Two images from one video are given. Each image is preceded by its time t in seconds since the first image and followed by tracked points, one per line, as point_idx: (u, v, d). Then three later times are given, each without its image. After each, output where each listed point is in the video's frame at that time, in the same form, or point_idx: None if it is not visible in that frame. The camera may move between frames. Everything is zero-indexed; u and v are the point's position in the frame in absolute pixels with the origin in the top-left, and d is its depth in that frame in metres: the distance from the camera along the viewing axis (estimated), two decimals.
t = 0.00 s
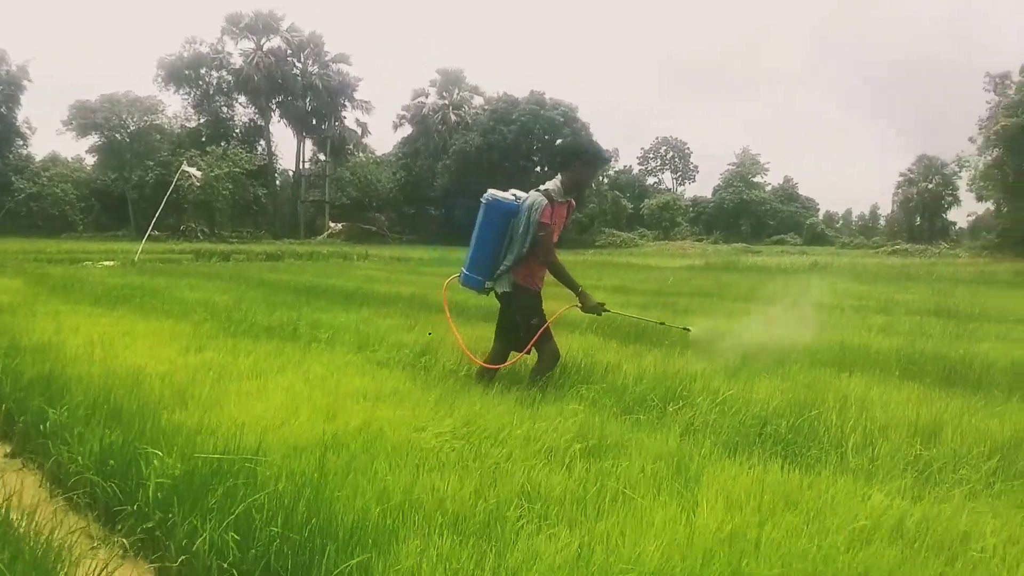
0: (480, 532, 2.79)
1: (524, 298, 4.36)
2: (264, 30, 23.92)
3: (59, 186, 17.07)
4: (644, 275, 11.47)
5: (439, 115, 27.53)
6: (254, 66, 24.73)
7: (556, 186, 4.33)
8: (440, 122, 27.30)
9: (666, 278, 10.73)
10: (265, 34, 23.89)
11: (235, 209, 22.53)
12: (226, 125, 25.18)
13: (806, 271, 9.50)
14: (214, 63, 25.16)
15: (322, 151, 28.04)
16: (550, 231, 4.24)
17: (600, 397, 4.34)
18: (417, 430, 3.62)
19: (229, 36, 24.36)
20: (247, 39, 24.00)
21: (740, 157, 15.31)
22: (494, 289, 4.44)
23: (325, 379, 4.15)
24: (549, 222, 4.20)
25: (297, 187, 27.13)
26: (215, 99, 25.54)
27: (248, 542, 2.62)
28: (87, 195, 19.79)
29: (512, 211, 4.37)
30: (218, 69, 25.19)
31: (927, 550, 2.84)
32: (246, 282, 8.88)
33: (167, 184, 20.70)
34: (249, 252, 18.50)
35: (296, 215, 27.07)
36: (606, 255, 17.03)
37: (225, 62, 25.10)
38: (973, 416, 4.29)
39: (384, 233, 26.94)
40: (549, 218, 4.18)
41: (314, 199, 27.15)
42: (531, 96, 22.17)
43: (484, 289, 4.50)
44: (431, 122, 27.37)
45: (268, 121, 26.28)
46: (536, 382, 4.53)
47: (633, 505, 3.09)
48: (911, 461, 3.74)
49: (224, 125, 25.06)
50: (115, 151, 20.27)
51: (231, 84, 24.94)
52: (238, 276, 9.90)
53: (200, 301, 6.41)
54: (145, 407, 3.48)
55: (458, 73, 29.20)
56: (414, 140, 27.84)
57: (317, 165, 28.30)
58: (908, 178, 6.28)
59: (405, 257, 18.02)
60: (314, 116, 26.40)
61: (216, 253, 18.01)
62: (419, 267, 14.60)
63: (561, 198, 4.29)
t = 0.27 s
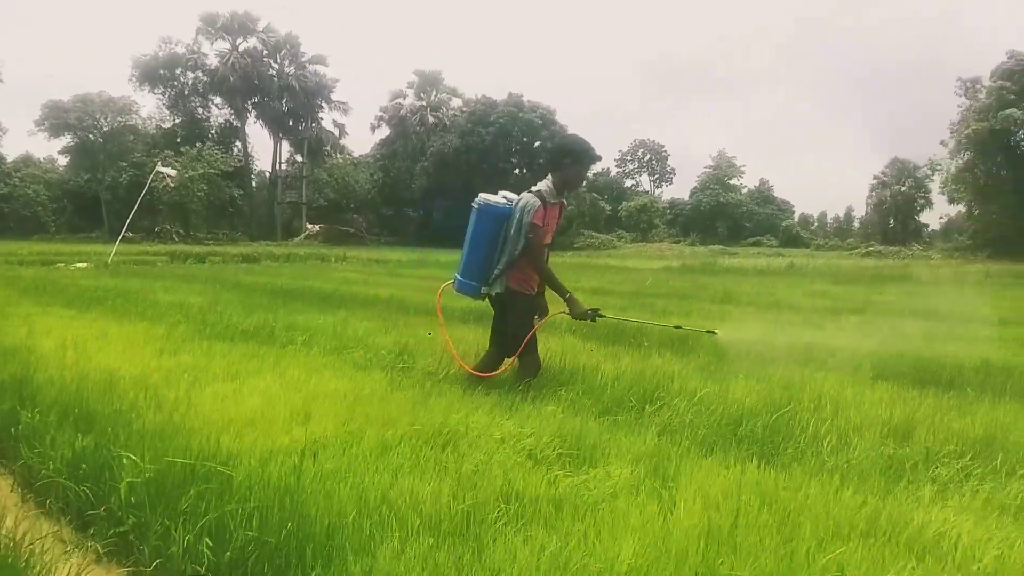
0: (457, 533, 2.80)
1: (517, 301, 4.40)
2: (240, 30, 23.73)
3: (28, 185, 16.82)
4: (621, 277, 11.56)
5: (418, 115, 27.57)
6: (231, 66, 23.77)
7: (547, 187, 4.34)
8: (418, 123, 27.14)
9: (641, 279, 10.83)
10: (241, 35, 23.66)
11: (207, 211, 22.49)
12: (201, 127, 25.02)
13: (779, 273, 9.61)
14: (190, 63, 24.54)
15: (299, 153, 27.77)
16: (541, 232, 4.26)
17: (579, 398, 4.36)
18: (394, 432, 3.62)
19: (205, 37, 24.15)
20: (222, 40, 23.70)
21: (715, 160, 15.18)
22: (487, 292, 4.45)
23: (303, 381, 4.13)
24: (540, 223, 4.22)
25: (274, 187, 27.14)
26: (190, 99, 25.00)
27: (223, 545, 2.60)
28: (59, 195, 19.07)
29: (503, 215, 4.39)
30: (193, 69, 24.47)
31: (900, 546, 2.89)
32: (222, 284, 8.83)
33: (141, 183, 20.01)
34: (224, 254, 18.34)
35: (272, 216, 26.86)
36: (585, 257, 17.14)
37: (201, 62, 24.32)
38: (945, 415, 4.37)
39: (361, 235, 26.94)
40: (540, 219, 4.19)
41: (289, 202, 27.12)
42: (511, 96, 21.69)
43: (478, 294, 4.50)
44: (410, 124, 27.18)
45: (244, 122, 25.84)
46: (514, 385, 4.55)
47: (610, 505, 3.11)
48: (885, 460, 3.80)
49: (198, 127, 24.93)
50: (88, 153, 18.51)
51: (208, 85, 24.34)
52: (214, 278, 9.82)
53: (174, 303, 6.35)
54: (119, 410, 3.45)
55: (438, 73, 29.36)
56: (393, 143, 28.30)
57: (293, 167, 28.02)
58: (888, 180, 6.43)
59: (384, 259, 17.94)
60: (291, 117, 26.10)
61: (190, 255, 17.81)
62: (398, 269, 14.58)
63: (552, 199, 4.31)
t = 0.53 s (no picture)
0: (439, 529, 2.81)
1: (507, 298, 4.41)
2: (219, 24, 23.45)
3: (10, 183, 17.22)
4: (604, 271, 11.63)
5: (400, 111, 28.97)
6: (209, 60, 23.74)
7: (537, 182, 4.29)
8: (400, 119, 28.70)
9: (624, 273, 10.91)
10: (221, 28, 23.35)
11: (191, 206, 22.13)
12: (182, 122, 25.01)
13: (757, 269, 9.70)
14: (169, 57, 24.09)
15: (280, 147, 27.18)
16: (528, 229, 4.23)
17: (562, 394, 4.38)
18: (376, 429, 3.62)
19: (185, 31, 23.96)
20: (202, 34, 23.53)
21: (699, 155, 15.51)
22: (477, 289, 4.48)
23: (285, 378, 4.13)
24: (527, 218, 4.19)
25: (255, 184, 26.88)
26: (170, 94, 24.80)
27: (202, 544, 2.59)
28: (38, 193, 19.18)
29: (492, 212, 4.40)
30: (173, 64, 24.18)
31: (878, 538, 2.93)
32: (204, 280, 8.79)
33: (119, 180, 19.54)
34: (204, 251, 18.19)
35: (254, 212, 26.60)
36: (569, 252, 17.25)
37: (180, 57, 24.03)
38: (923, 407, 4.44)
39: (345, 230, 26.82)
40: (526, 214, 4.16)
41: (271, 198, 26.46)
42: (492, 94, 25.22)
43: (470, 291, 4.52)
44: (391, 120, 28.70)
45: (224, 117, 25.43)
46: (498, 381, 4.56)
47: (591, 500, 3.12)
48: (865, 452, 3.84)
49: (179, 122, 24.90)
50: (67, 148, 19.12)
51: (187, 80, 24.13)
52: (196, 275, 9.74)
53: (154, 300, 6.30)
54: (98, 408, 3.43)
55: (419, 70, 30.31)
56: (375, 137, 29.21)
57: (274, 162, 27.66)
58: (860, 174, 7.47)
59: (368, 255, 17.87)
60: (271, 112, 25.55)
61: (170, 251, 17.62)
62: (382, 264, 14.57)
63: (542, 194, 4.26)
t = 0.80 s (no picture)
0: (419, 522, 2.81)
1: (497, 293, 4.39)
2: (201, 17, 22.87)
3: None
4: (585, 267, 11.67)
5: (383, 105, 28.99)
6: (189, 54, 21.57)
7: (524, 173, 4.28)
8: (384, 113, 28.72)
9: (604, 269, 10.96)
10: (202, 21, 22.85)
11: (172, 200, 21.79)
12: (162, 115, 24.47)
13: (737, 265, 9.77)
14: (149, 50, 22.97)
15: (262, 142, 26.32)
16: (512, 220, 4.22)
17: (543, 388, 4.41)
18: (357, 424, 3.62)
19: (166, 23, 23.59)
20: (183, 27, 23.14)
21: (681, 151, 15.65)
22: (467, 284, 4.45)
23: (266, 373, 4.11)
24: (512, 209, 4.18)
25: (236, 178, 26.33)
26: (149, 87, 24.14)
27: (180, 539, 2.58)
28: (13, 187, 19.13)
29: (479, 204, 4.39)
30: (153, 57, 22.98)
31: (856, 530, 2.97)
32: (183, 274, 8.70)
33: (99, 175, 19.04)
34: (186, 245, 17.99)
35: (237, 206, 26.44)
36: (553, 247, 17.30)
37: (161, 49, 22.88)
38: (900, 401, 4.51)
39: (328, 225, 26.67)
40: (510, 205, 4.15)
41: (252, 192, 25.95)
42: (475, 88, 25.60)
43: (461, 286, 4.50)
44: (375, 114, 28.69)
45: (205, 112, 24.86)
46: (481, 376, 4.57)
47: (572, 494, 3.14)
48: (843, 446, 3.88)
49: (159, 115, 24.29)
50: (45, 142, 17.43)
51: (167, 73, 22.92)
52: (174, 270, 9.64)
53: (132, 295, 6.23)
54: (75, 403, 3.40)
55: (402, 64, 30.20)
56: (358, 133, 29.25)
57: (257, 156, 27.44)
58: (839, 172, 7.62)
59: (350, 250, 17.78)
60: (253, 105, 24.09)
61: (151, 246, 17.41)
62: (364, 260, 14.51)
63: (528, 186, 4.26)
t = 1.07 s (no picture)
0: (411, 512, 2.82)
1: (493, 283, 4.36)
2: (190, 5, 22.52)
3: None
4: (578, 258, 11.66)
5: (375, 95, 28.85)
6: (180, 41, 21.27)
7: (523, 162, 4.25)
8: (376, 103, 28.62)
9: (597, 260, 10.95)
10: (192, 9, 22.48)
11: (161, 192, 21.61)
12: (151, 104, 24.16)
13: (729, 256, 9.77)
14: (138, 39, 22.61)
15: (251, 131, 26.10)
16: (507, 208, 4.21)
17: (537, 379, 4.41)
18: (349, 415, 3.61)
19: (155, 11, 23.23)
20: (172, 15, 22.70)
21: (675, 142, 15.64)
22: (466, 276, 4.41)
23: (258, 364, 4.10)
24: (506, 197, 4.15)
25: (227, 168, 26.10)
26: (139, 76, 23.77)
27: (171, 530, 2.57)
28: None
29: (476, 193, 4.38)
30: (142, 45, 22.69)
31: (846, 520, 2.99)
32: (174, 266, 8.62)
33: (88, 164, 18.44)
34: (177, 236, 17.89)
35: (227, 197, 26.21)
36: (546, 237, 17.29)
37: (150, 38, 22.53)
38: (891, 391, 4.54)
39: (320, 216, 26.53)
40: (503, 193, 4.13)
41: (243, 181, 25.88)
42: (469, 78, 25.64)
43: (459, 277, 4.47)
44: (367, 103, 28.58)
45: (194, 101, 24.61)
46: (474, 367, 4.57)
47: (564, 483, 3.15)
48: (833, 436, 3.91)
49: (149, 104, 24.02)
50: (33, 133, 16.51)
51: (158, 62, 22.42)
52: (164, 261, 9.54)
53: (121, 286, 6.16)
54: (66, 395, 3.38)
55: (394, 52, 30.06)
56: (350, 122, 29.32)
57: (247, 147, 27.21)
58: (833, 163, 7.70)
59: (341, 241, 17.66)
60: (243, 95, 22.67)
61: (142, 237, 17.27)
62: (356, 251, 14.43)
63: (526, 174, 4.23)
